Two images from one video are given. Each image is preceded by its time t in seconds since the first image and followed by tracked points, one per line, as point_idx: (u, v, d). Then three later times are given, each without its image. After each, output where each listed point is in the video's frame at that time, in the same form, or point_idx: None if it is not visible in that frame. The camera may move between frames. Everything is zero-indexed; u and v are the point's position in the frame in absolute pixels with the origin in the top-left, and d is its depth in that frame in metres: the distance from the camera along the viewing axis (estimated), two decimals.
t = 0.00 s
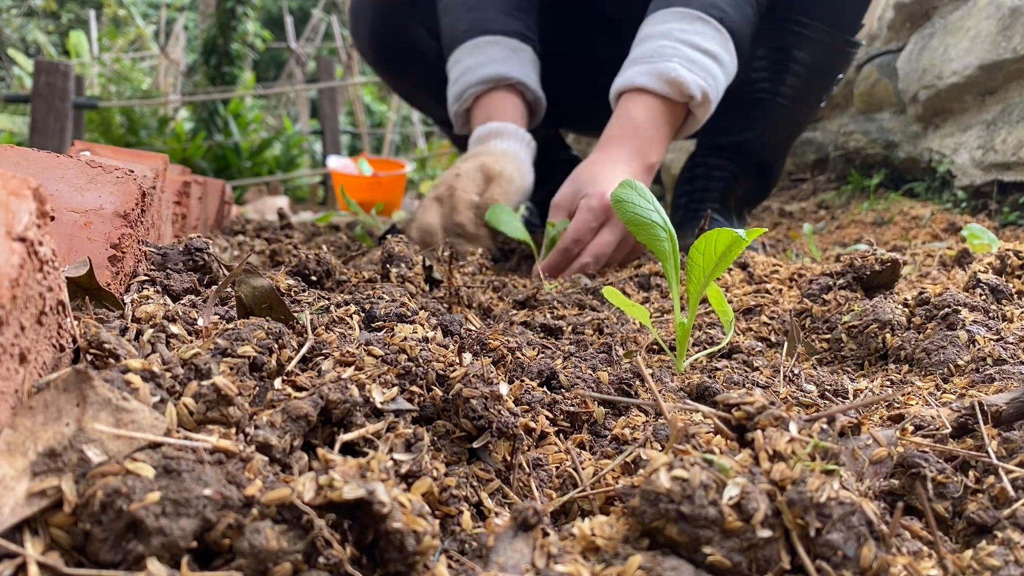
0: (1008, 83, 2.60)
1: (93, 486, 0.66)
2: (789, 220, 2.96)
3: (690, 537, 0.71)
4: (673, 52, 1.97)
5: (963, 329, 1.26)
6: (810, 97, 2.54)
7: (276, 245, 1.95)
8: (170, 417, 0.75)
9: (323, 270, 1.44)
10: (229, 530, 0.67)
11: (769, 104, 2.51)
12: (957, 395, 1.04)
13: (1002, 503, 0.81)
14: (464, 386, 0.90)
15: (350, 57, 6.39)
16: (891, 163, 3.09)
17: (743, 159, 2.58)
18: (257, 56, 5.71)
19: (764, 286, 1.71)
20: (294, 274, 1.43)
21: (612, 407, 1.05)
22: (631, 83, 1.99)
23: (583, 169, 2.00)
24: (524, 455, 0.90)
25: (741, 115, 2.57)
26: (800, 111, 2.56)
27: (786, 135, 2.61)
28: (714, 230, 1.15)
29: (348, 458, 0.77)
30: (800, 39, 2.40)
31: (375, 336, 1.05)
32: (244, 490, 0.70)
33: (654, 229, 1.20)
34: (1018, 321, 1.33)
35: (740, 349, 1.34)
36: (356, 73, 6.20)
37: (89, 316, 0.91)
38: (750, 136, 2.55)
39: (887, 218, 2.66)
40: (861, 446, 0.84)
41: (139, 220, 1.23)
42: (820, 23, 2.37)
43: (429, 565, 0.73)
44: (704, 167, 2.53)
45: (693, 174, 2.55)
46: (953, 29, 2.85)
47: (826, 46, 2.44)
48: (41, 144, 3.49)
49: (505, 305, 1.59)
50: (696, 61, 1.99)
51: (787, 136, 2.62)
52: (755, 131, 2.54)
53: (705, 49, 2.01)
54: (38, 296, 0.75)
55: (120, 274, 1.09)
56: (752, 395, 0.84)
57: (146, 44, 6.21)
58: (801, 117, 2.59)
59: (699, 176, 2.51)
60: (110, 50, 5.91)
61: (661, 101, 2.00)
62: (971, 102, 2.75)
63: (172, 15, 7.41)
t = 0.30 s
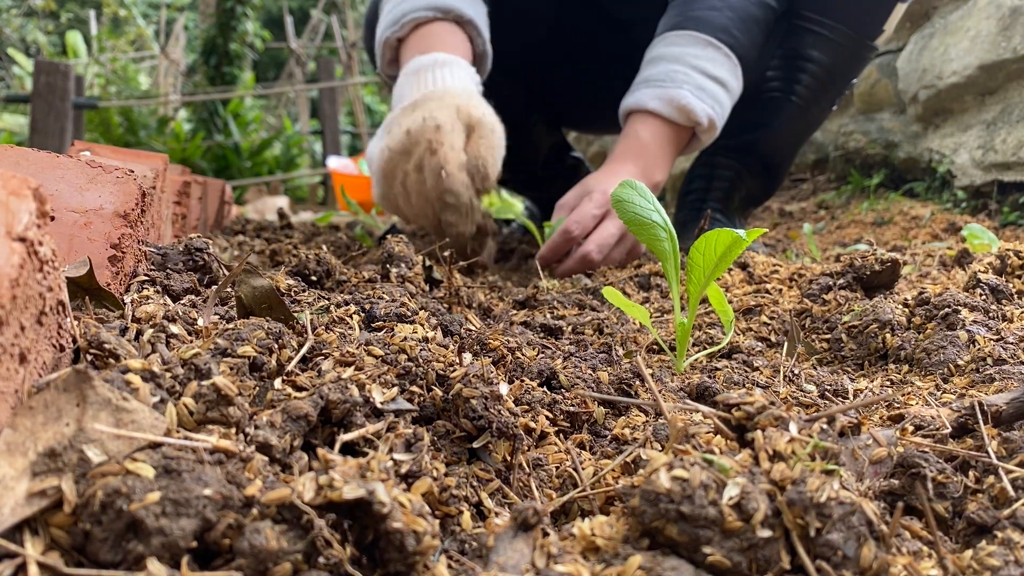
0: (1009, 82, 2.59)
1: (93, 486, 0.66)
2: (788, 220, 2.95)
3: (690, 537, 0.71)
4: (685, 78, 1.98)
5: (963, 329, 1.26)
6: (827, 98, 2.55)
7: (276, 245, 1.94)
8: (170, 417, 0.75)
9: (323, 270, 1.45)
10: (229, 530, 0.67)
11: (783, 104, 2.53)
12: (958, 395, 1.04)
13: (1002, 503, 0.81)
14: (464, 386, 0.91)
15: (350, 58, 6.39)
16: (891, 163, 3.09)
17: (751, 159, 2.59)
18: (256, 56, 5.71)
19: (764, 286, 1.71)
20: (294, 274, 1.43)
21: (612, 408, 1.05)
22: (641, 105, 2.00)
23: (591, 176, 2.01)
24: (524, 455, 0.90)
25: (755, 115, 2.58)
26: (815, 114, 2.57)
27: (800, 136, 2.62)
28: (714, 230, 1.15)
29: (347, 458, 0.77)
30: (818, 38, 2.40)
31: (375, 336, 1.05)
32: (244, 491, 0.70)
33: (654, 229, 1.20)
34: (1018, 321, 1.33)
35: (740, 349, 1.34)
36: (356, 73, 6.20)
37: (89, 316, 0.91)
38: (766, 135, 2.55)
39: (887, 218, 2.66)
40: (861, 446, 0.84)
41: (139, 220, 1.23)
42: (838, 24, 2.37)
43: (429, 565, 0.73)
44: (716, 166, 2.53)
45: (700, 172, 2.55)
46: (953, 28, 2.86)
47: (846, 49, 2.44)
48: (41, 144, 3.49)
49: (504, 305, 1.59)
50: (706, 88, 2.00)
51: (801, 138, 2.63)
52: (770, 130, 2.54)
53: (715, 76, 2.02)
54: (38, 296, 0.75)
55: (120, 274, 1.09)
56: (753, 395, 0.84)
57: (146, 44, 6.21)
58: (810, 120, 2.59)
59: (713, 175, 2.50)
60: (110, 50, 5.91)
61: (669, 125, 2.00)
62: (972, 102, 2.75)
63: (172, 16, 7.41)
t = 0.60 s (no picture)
0: (1008, 82, 2.59)
1: (93, 486, 0.66)
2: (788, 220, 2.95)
3: (690, 537, 0.71)
4: (671, 9, 1.89)
5: (963, 329, 1.26)
6: (814, 94, 2.52)
7: (276, 245, 1.95)
8: (170, 417, 0.75)
9: (323, 270, 1.44)
10: (229, 530, 0.67)
11: (769, 99, 2.48)
12: (958, 395, 1.04)
13: (1001, 503, 0.81)
14: (464, 386, 0.91)
15: (350, 58, 6.39)
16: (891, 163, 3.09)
17: (743, 157, 2.56)
18: (256, 56, 5.71)
19: (764, 286, 1.71)
20: (294, 274, 1.43)
21: (611, 408, 1.05)
22: (629, 43, 1.92)
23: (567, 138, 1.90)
24: (524, 455, 0.90)
25: (740, 112, 2.54)
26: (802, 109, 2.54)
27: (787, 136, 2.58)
28: (714, 230, 1.15)
29: (348, 458, 0.76)
30: (803, 35, 2.39)
31: (375, 336, 1.05)
32: (244, 491, 0.70)
33: (655, 229, 1.20)
34: (1018, 321, 1.33)
35: (740, 348, 1.34)
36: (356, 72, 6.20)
37: (89, 316, 0.91)
38: (755, 131, 2.51)
39: (887, 218, 2.66)
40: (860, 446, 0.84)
41: (139, 220, 1.23)
42: (825, 21, 2.36)
43: (429, 565, 0.73)
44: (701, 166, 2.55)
45: (700, 171, 2.55)
46: (954, 27, 2.86)
47: (831, 45, 2.42)
48: (41, 144, 3.49)
49: (504, 305, 1.59)
50: (694, 16, 1.90)
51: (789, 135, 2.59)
52: (758, 127, 2.51)
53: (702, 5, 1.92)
54: (38, 296, 0.75)
55: (120, 274, 1.09)
56: (753, 394, 0.84)
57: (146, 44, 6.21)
58: (801, 117, 2.56)
59: (699, 175, 2.52)
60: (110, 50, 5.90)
61: (663, 61, 1.91)
62: (971, 102, 2.75)
63: (172, 16, 7.40)
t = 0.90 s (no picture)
0: (1008, 82, 2.60)
1: (93, 486, 0.66)
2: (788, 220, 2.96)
3: (690, 537, 0.71)
4: None
5: (963, 329, 1.26)
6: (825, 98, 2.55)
7: (276, 245, 1.94)
8: (170, 417, 0.75)
9: (323, 270, 1.44)
10: (229, 530, 0.67)
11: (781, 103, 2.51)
12: (959, 395, 1.04)
13: (1002, 503, 0.81)
14: (464, 386, 0.90)
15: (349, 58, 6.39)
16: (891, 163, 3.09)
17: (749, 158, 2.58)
18: (256, 56, 5.70)
19: (764, 286, 1.71)
20: (294, 274, 1.43)
21: (612, 408, 1.05)
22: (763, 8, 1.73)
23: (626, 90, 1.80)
24: (524, 455, 0.90)
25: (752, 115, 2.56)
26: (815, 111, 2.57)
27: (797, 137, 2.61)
28: (715, 230, 1.15)
29: (347, 458, 0.76)
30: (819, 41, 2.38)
31: (375, 336, 1.05)
32: (244, 491, 0.70)
33: (655, 229, 1.20)
34: (1018, 321, 1.33)
35: (740, 349, 1.34)
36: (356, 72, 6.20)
37: (89, 316, 0.91)
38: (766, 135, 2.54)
39: (887, 218, 2.66)
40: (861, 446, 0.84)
41: (139, 220, 1.23)
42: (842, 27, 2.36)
43: (429, 565, 0.73)
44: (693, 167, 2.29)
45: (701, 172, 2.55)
46: (955, 27, 2.85)
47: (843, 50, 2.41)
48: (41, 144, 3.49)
49: (504, 305, 1.59)
50: None
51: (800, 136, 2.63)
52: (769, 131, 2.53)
53: None
54: (38, 296, 0.75)
55: (120, 274, 1.09)
56: (753, 395, 0.84)
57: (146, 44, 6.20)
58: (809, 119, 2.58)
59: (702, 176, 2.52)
60: (110, 51, 5.90)
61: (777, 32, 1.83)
62: (971, 102, 2.75)
63: (172, 16, 7.41)
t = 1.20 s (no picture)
0: (1009, 82, 2.66)
1: (93, 486, 0.66)
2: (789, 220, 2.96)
3: (690, 537, 0.71)
4: None
5: (963, 329, 1.26)
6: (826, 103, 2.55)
7: (276, 245, 1.94)
8: (170, 417, 0.75)
9: (323, 270, 1.44)
10: (229, 530, 0.67)
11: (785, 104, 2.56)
12: (959, 395, 1.04)
13: (1002, 503, 0.81)
14: (464, 386, 0.90)
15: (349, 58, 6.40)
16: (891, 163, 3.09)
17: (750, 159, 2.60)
18: (256, 57, 5.71)
19: (765, 286, 1.71)
20: (294, 274, 1.43)
21: (612, 408, 1.05)
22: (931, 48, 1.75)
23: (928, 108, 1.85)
24: (524, 455, 0.90)
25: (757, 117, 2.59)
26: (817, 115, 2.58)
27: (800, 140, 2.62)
28: (715, 230, 1.15)
29: (347, 458, 0.76)
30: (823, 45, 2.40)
31: (375, 336, 1.05)
32: (244, 491, 0.70)
33: (655, 229, 1.20)
34: (1018, 321, 1.33)
35: (740, 349, 1.34)
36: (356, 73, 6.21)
37: (89, 316, 0.91)
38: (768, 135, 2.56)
39: (887, 218, 2.66)
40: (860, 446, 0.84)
41: (139, 220, 1.23)
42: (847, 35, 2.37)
43: (429, 565, 0.73)
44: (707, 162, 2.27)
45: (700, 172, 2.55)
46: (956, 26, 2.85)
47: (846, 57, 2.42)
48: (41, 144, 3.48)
49: (504, 305, 1.58)
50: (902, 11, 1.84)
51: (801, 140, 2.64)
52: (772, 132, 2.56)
53: None
54: (38, 296, 0.75)
55: (120, 274, 1.09)
56: (752, 395, 0.84)
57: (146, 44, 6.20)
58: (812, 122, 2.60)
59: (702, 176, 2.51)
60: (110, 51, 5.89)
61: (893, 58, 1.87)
62: (971, 102, 2.77)
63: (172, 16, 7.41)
